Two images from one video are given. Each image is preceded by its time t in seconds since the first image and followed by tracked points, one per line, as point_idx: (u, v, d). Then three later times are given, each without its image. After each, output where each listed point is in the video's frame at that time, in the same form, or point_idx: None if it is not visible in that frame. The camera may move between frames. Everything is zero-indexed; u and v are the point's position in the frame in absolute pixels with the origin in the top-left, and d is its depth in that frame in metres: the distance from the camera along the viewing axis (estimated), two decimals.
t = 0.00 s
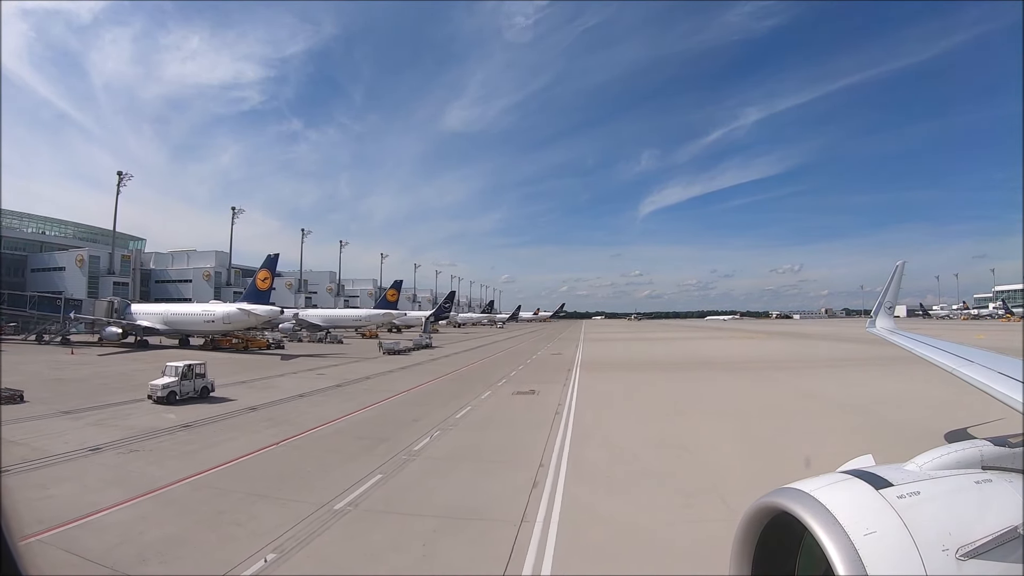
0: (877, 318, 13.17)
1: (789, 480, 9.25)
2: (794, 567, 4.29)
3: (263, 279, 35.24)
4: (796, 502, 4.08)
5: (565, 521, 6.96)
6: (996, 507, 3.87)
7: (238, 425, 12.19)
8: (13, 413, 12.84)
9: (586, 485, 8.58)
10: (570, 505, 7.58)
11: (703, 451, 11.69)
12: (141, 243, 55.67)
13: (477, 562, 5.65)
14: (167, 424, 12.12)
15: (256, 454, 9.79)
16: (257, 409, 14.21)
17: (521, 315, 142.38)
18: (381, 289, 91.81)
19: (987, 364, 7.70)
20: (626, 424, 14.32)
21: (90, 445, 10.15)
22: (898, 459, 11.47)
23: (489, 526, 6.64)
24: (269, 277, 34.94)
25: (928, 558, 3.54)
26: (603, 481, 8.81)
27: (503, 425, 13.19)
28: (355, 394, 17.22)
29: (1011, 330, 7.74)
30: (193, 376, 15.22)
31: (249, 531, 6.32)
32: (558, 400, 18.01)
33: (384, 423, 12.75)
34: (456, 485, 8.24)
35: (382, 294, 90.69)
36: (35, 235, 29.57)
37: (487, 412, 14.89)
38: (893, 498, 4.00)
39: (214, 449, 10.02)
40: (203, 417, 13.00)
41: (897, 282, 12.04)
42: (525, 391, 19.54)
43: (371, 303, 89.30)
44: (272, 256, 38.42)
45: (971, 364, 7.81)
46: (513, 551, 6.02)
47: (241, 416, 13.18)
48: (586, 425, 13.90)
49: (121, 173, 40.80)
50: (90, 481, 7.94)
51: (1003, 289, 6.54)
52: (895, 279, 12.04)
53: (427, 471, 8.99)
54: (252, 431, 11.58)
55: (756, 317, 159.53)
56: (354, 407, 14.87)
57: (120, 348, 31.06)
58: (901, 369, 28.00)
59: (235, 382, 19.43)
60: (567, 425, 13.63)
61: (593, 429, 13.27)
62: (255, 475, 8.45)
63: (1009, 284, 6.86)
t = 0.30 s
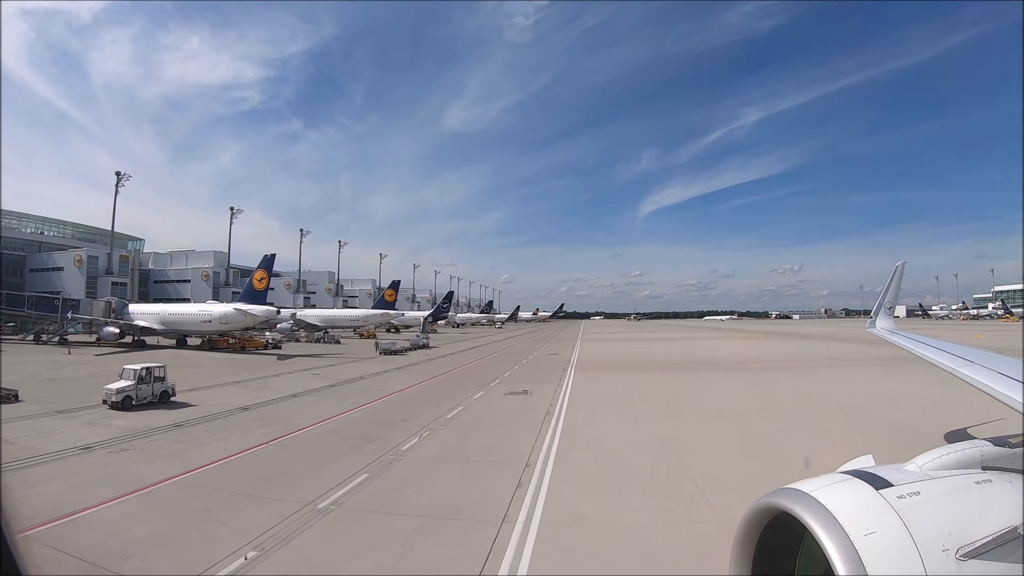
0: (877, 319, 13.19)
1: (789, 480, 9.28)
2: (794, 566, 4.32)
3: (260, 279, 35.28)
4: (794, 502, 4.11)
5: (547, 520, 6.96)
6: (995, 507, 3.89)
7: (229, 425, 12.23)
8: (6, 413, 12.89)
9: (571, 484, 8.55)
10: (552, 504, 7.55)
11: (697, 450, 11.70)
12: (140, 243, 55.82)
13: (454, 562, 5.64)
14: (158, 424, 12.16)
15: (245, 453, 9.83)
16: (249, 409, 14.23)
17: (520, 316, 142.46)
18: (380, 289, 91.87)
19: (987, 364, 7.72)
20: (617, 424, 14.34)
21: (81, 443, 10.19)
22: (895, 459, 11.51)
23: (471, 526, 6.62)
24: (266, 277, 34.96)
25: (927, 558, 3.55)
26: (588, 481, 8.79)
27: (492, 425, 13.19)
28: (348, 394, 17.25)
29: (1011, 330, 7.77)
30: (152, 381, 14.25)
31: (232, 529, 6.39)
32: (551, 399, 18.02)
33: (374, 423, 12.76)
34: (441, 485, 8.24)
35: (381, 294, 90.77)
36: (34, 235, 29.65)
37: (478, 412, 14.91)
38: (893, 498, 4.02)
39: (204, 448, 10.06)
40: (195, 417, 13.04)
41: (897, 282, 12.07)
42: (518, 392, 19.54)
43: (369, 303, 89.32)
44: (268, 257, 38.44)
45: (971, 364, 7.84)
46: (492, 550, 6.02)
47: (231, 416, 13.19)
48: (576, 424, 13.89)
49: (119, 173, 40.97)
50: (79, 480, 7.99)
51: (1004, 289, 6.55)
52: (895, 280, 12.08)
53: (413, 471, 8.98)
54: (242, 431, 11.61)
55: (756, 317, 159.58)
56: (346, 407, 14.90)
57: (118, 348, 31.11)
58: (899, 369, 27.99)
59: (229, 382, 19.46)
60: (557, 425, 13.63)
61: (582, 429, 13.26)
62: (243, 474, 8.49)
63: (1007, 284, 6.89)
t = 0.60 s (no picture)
0: (877, 319, 13.22)
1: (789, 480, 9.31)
2: (794, 564, 4.32)
3: (256, 279, 35.30)
4: (794, 503, 4.12)
5: (528, 520, 6.94)
6: (995, 508, 3.89)
7: (221, 424, 12.29)
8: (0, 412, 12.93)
9: (555, 485, 8.53)
10: (534, 505, 7.54)
11: (690, 450, 11.71)
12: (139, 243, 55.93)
13: (430, 562, 5.62)
14: (150, 423, 12.21)
15: (233, 452, 9.86)
16: (240, 409, 14.22)
17: (519, 316, 142.54)
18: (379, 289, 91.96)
19: (987, 364, 7.75)
20: (608, 424, 14.35)
21: (72, 442, 10.25)
22: (892, 459, 11.52)
23: (451, 527, 6.62)
24: (262, 277, 34.98)
25: (929, 559, 3.56)
26: (573, 482, 8.78)
27: (481, 425, 13.19)
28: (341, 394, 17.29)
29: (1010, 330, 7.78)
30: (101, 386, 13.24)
31: (215, 527, 6.45)
32: (543, 399, 18.05)
33: (363, 423, 12.78)
34: (425, 484, 8.25)
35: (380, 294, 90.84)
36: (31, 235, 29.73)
37: (469, 412, 14.92)
38: (894, 498, 4.03)
39: (194, 447, 10.10)
40: (188, 416, 13.09)
41: (897, 282, 12.11)
42: (511, 392, 19.54)
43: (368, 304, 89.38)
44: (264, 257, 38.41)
45: (971, 364, 7.86)
46: (470, 549, 6.02)
47: (222, 416, 13.17)
48: (565, 424, 13.88)
49: (117, 173, 41.18)
50: (67, 478, 8.04)
51: (1004, 289, 6.56)
52: (895, 280, 12.09)
53: (399, 471, 8.98)
54: (233, 430, 11.65)
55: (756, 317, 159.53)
56: (338, 407, 14.93)
57: (115, 348, 31.16)
58: (898, 370, 27.97)
59: (224, 382, 19.51)
60: (547, 425, 13.62)
61: (571, 429, 13.27)
62: (230, 473, 8.53)
63: (1006, 284, 6.90)
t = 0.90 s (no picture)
0: (877, 320, 13.25)
1: (791, 480, 9.36)
2: (794, 565, 4.35)
3: (253, 280, 35.33)
4: (794, 503, 4.14)
5: (509, 520, 6.94)
6: (995, 508, 3.91)
7: (212, 424, 12.30)
8: None
9: (539, 485, 8.51)
10: (517, 505, 7.52)
11: (681, 450, 11.74)
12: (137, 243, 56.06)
13: (406, 562, 5.62)
14: (142, 422, 12.23)
15: (222, 451, 9.88)
16: (233, 409, 14.17)
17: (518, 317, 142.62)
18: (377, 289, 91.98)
19: (987, 364, 7.78)
20: (599, 423, 14.38)
21: (63, 441, 10.27)
22: (889, 460, 11.54)
23: (432, 526, 6.62)
24: (258, 278, 34.99)
25: (929, 559, 3.58)
26: (557, 482, 8.76)
27: (471, 426, 13.18)
28: (334, 394, 17.29)
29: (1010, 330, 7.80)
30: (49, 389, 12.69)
31: (198, 525, 6.49)
32: (536, 399, 18.06)
33: (353, 423, 12.78)
34: (409, 484, 8.26)
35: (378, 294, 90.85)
36: (30, 235, 29.80)
37: (460, 412, 14.93)
38: (894, 498, 4.04)
39: (184, 447, 10.12)
40: (180, 416, 13.10)
41: (897, 282, 12.12)
42: (503, 392, 19.49)
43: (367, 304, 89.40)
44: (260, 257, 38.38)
45: (971, 364, 7.90)
46: (448, 549, 6.02)
47: (213, 416, 13.12)
48: (553, 425, 13.85)
49: (115, 173, 41.32)
50: (55, 477, 8.06)
51: (1005, 289, 6.58)
52: (895, 280, 12.12)
53: (385, 471, 8.99)
54: (224, 430, 11.66)
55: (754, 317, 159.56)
56: (330, 407, 14.94)
57: (112, 348, 31.18)
58: (896, 370, 27.97)
59: (218, 381, 19.53)
60: (537, 425, 13.61)
61: (561, 429, 13.26)
62: (217, 472, 8.56)
63: (1006, 284, 6.94)
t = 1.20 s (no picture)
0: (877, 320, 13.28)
1: (790, 480, 9.36)
2: (794, 565, 4.37)
3: (249, 280, 35.32)
4: (795, 503, 4.16)
5: (490, 520, 6.94)
6: (995, 509, 3.94)
7: (204, 423, 12.33)
8: None
9: (524, 485, 8.50)
10: (499, 506, 7.51)
11: (671, 450, 11.74)
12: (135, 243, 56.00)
13: (383, 563, 5.61)
14: (134, 422, 12.26)
15: (211, 451, 9.91)
16: (224, 409, 14.17)
17: (516, 317, 142.68)
18: (376, 289, 91.92)
19: (987, 365, 7.82)
20: (588, 423, 14.41)
21: (55, 440, 10.29)
22: (887, 460, 11.55)
23: (412, 526, 6.63)
24: (254, 278, 34.98)
25: (929, 559, 3.61)
26: (542, 482, 8.75)
27: (461, 426, 13.18)
28: (327, 394, 17.30)
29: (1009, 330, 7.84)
30: None
31: (182, 524, 6.54)
32: (529, 399, 18.09)
33: (343, 423, 12.80)
34: (393, 484, 8.28)
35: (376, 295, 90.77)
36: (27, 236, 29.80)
37: (450, 412, 14.95)
38: (894, 498, 4.07)
39: (175, 446, 10.15)
40: (172, 415, 13.11)
41: (897, 282, 12.15)
42: (494, 392, 19.46)
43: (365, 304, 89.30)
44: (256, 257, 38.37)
45: (971, 364, 7.93)
46: (426, 549, 6.03)
47: (204, 416, 13.11)
48: (541, 425, 13.84)
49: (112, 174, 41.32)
50: (44, 476, 8.10)
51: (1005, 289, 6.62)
52: (895, 280, 12.17)
53: (372, 471, 9.00)
54: (215, 429, 11.69)
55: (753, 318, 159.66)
56: (320, 407, 14.96)
57: (108, 349, 31.16)
58: (893, 370, 27.98)
59: (213, 381, 19.54)
60: (526, 425, 13.60)
61: (551, 429, 13.27)
62: (205, 471, 8.60)
63: (1006, 284, 6.99)
